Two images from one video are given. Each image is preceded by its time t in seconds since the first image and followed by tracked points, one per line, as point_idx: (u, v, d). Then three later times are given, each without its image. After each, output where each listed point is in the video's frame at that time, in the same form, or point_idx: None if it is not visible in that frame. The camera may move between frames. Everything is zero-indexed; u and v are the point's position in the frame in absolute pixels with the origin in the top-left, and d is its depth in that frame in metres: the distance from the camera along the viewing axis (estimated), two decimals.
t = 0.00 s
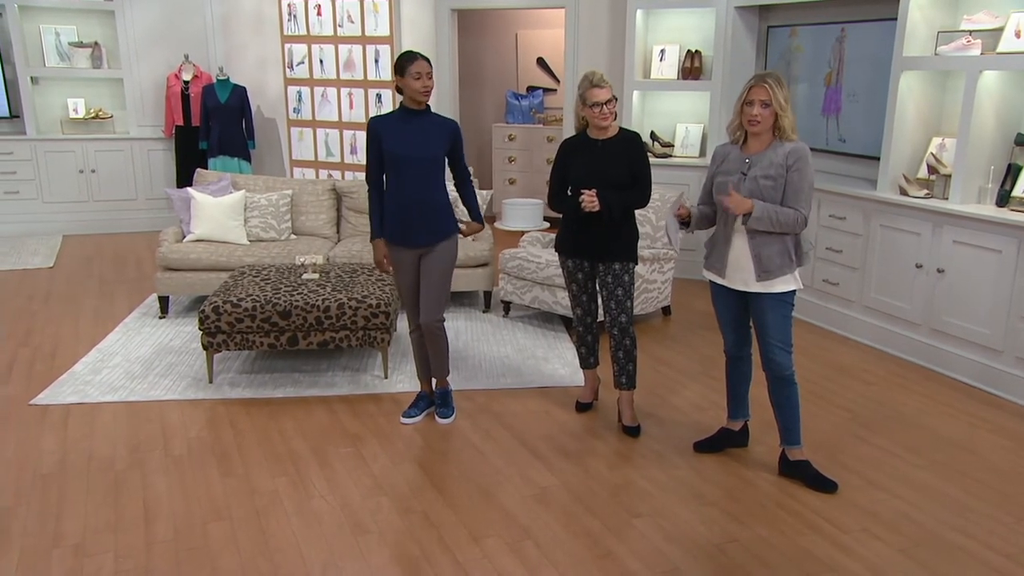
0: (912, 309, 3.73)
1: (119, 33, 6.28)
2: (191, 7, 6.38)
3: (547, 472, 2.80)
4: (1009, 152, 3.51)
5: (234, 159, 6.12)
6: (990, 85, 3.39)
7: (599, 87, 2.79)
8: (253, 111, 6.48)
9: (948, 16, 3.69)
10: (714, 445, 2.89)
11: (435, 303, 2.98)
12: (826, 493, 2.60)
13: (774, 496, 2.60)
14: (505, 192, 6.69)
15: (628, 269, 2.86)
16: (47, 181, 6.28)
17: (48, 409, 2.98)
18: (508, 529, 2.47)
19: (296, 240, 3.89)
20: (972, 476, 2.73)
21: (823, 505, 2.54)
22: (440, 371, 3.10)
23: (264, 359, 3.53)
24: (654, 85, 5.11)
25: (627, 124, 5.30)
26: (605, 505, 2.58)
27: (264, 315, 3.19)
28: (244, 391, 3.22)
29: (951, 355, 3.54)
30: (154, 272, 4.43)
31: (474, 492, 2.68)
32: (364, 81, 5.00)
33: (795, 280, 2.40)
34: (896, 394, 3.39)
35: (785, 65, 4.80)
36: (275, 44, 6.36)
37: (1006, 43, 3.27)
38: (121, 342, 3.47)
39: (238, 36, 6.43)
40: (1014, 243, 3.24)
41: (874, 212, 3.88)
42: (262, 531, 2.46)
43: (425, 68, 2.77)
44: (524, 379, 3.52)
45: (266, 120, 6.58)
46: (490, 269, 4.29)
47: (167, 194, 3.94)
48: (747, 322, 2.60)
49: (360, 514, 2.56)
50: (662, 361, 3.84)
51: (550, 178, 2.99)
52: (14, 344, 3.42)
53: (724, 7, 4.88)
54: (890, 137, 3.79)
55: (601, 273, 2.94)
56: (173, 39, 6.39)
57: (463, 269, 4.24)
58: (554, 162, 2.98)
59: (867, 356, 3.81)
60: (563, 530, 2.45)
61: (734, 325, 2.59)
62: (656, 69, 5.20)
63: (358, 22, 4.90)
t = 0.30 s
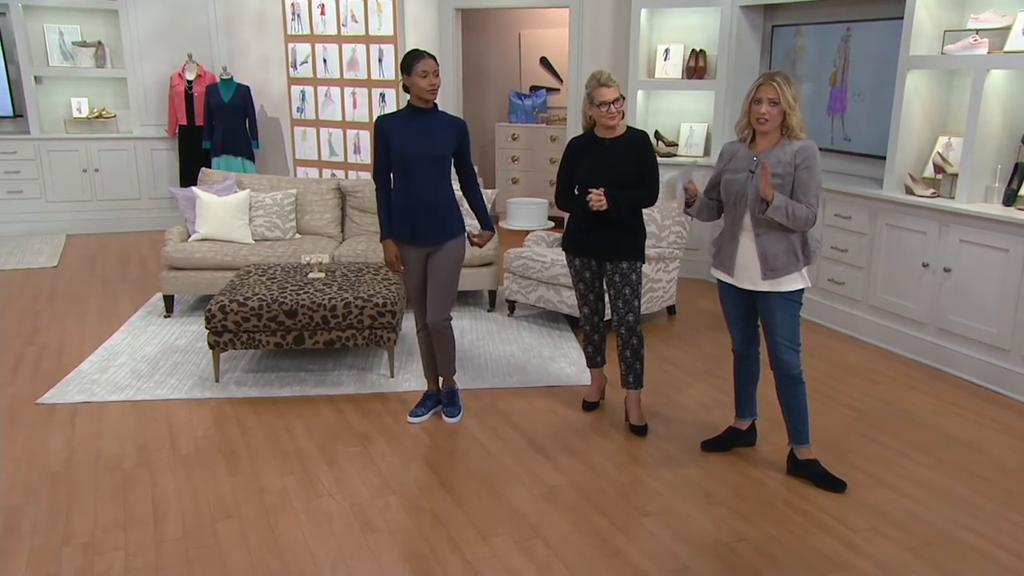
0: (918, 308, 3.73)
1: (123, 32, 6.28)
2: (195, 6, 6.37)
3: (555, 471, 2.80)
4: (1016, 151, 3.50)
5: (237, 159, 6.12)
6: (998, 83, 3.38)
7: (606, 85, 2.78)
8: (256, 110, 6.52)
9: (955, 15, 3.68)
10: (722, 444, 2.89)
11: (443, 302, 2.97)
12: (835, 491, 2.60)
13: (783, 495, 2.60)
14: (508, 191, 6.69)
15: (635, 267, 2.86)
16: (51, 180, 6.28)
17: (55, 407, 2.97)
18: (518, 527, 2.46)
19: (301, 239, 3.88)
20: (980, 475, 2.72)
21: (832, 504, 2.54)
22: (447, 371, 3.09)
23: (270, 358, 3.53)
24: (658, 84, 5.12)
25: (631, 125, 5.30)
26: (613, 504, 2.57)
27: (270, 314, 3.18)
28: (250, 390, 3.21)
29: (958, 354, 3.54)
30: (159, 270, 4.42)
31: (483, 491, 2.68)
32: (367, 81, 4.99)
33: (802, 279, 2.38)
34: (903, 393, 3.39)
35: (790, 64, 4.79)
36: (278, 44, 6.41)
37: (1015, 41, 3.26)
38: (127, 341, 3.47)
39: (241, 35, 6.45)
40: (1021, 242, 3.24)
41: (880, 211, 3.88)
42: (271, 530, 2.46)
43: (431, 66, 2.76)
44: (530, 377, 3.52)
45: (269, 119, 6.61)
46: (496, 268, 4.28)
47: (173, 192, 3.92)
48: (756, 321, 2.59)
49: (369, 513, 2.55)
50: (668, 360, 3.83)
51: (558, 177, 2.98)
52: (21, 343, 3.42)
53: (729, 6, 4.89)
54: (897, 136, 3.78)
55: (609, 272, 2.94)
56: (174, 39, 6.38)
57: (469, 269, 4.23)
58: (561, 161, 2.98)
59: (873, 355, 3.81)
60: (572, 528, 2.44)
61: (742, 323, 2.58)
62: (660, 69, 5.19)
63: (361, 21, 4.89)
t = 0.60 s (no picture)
0: (911, 308, 3.82)
1: (131, 39, 6.32)
2: (202, 14, 6.42)
3: (560, 467, 2.86)
4: (1007, 155, 3.60)
5: (243, 162, 6.17)
6: (988, 89, 3.47)
7: (609, 91, 2.85)
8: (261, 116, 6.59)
9: (946, 22, 3.78)
10: (723, 441, 2.96)
11: (447, 304, 3.03)
12: (834, 487, 2.67)
13: (783, 490, 2.67)
14: (508, 195, 6.77)
15: (638, 268, 2.93)
16: (61, 183, 6.33)
17: (69, 406, 3.02)
18: (527, 523, 2.53)
19: (307, 241, 3.94)
20: (974, 471, 2.80)
21: (831, 499, 2.61)
22: (453, 370, 3.16)
23: (278, 357, 3.59)
24: (656, 89, 5.20)
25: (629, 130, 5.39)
26: (619, 500, 2.64)
27: (279, 314, 3.24)
28: (260, 389, 3.27)
29: (951, 353, 3.63)
30: (167, 271, 4.48)
31: (491, 487, 2.74)
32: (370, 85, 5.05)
33: (802, 280, 2.46)
34: (898, 392, 3.47)
35: (784, 70, 4.89)
36: (283, 52, 6.47)
37: (1005, 49, 3.35)
38: (138, 340, 3.52)
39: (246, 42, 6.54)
40: (1012, 244, 3.33)
41: (873, 213, 3.97)
42: (285, 526, 2.51)
43: (436, 71, 2.82)
44: (534, 376, 3.59)
45: (274, 124, 6.72)
46: (498, 268, 4.35)
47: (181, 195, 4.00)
48: (755, 321, 2.66)
49: (380, 509, 2.61)
50: (669, 359, 3.91)
51: (562, 179, 3.06)
52: (34, 342, 3.47)
53: (724, 14, 4.99)
54: (890, 140, 3.88)
55: (612, 273, 3.01)
56: (183, 44, 6.42)
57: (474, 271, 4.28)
58: (565, 164, 3.05)
59: (869, 355, 3.90)
60: (580, 524, 2.51)
61: (743, 323, 2.65)
62: (657, 74, 5.29)
63: (364, 28, 4.95)
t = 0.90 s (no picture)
0: (900, 308, 3.97)
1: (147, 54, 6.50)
2: (212, 24, 6.59)
3: (568, 462, 2.98)
4: (991, 161, 3.76)
5: (255, 169, 6.32)
6: (972, 99, 3.62)
7: (611, 98, 2.99)
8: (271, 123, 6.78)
9: (932, 34, 3.94)
10: (723, 436, 3.09)
11: (455, 304, 3.14)
12: (830, 480, 2.80)
13: (781, 483, 2.79)
14: (509, 200, 6.93)
15: (640, 270, 3.05)
16: (78, 189, 6.51)
17: (92, 403, 3.12)
18: (537, 514, 2.64)
19: (318, 244, 4.07)
20: (964, 465, 2.93)
21: (827, 491, 2.74)
22: (462, 368, 3.27)
23: (291, 356, 3.71)
24: (652, 99, 5.35)
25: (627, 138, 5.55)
26: (625, 493, 2.75)
27: (294, 314, 3.36)
28: (276, 386, 3.39)
29: (939, 352, 3.78)
30: (182, 273, 4.60)
31: (502, 482, 2.85)
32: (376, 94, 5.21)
33: (800, 281, 2.56)
34: (890, 389, 3.61)
35: (775, 80, 5.05)
36: (293, 60, 6.65)
37: (988, 61, 3.49)
38: (156, 339, 3.63)
39: (257, 53, 6.71)
40: (997, 247, 3.47)
41: (864, 217, 4.13)
42: (305, 520, 2.61)
43: (447, 81, 2.93)
44: (538, 374, 3.72)
45: (284, 131, 6.85)
46: (502, 270, 4.50)
47: (197, 201, 4.10)
48: (754, 320, 2.77)
49: (396, 502, 2.71)
50: (669, 358, 4.04)
51: (568, 184, 3.19)
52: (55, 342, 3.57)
53: (719, 26, 5.15)
54: (879, 147, 4.05)
55: (615, 274, 3.14)
56: (196, 56, 6.59)
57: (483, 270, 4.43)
58: (571, 170, 3.19)
59: (862, 354, 4.04)
60: (589, 515, 2.62)
61: (742, 323, 2.76)
62: (654, 84, 5.43)
63: (371, 39, 5.10)
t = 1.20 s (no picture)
0: (897, 309, 4.10)
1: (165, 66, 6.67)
2: (230, 36, 6.75)
3: (581, 457, 3.08)
4: (984, 167, 3.89)
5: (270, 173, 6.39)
6: (966, 107, 3.75)
7: (619, 100, 3.07)
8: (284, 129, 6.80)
9: (927, 45, 4.08)
10: (730, 432, 3.20)
11: (467, 304, 3.18)
12: (835, 474, 2.90)
13: (788, 477, 2.90)
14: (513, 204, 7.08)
15: (649, 272, 3.16)
16: (99, 194, 6.68)
17: (119, 400, 3.22)
18: (554, 507, 2.73)
19: (332, 247, 4.19)
20: (963, 461, 3.03)
21: (831, 484, 2.84)
22: (475, 367, 3.36)
23: (308, 354, 3.81)
24: (654, 106, 5.49)
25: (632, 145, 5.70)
26: (638, 488, 2.85)
27: (313, 314, 3.47)
28: (295, 384, 3.50)
29: (936, 352, 3.90)
30: (199, 274, 4.70)
31: (518, 477, 2.94)
32: (387, 101, 5.71)
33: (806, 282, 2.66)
34: (890, 387, 3.73)
35: (774, 88, 5.20)
36: (306, 69, 6.74)
37: (982, 70, 3.63)
38: (177, 338, 3.72)
39: (272, 61, 6.82)
40: (991, 250, 3.59)
41: (861, 221, 4.27)
42: (329, 515, 2.70)
43: (461, 90, 3.01)
44: (548, 372, 3.82)
45: (296, 138, 6.89)
46: (510, 272, 4.60)
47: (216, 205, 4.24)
48: (760, 319, 2.88)
49: (417, 496, 2.80)
50: (674, 357, 4.15)
51: (579, 187, 3.29)
52: (79, 342, 3.66)
53: (719, 37, 5.29)
54: (875, 153, 4.18)
55: (624, 275, 3.24)
56: (211, 65, 6.74)
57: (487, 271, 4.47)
58: (582, 174, 3.30)
59: (861, 353, 4.16)
60: (604, 509, 2.71)
61: (749, 322, 2.87)
62: (655, 92, 5.57)
63: (382, 49, 5.60)
